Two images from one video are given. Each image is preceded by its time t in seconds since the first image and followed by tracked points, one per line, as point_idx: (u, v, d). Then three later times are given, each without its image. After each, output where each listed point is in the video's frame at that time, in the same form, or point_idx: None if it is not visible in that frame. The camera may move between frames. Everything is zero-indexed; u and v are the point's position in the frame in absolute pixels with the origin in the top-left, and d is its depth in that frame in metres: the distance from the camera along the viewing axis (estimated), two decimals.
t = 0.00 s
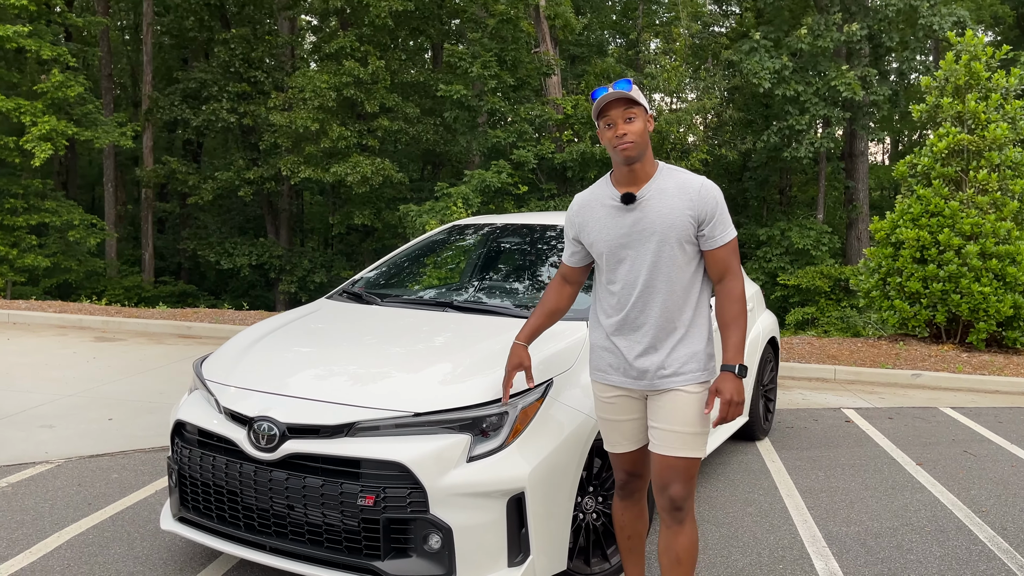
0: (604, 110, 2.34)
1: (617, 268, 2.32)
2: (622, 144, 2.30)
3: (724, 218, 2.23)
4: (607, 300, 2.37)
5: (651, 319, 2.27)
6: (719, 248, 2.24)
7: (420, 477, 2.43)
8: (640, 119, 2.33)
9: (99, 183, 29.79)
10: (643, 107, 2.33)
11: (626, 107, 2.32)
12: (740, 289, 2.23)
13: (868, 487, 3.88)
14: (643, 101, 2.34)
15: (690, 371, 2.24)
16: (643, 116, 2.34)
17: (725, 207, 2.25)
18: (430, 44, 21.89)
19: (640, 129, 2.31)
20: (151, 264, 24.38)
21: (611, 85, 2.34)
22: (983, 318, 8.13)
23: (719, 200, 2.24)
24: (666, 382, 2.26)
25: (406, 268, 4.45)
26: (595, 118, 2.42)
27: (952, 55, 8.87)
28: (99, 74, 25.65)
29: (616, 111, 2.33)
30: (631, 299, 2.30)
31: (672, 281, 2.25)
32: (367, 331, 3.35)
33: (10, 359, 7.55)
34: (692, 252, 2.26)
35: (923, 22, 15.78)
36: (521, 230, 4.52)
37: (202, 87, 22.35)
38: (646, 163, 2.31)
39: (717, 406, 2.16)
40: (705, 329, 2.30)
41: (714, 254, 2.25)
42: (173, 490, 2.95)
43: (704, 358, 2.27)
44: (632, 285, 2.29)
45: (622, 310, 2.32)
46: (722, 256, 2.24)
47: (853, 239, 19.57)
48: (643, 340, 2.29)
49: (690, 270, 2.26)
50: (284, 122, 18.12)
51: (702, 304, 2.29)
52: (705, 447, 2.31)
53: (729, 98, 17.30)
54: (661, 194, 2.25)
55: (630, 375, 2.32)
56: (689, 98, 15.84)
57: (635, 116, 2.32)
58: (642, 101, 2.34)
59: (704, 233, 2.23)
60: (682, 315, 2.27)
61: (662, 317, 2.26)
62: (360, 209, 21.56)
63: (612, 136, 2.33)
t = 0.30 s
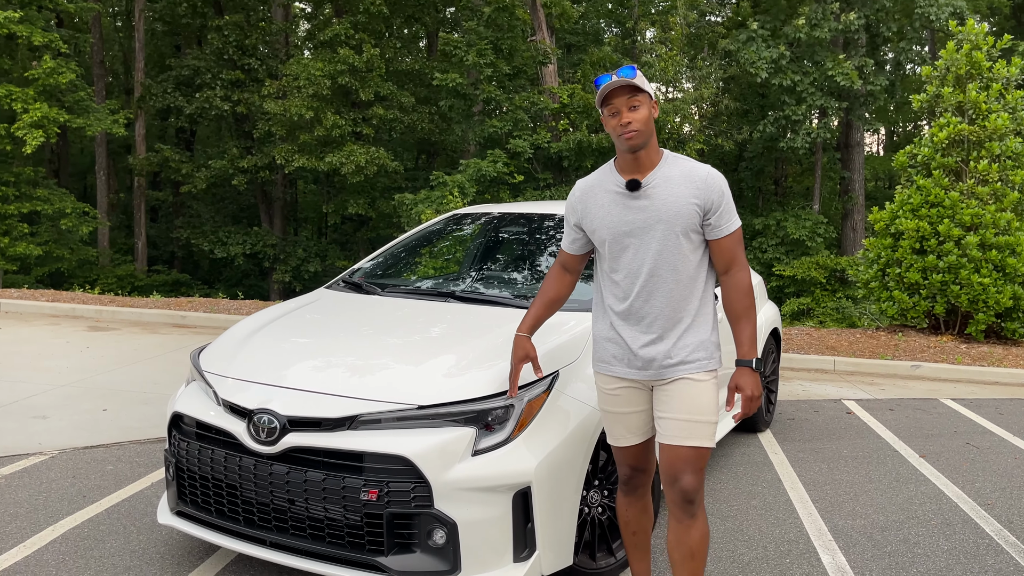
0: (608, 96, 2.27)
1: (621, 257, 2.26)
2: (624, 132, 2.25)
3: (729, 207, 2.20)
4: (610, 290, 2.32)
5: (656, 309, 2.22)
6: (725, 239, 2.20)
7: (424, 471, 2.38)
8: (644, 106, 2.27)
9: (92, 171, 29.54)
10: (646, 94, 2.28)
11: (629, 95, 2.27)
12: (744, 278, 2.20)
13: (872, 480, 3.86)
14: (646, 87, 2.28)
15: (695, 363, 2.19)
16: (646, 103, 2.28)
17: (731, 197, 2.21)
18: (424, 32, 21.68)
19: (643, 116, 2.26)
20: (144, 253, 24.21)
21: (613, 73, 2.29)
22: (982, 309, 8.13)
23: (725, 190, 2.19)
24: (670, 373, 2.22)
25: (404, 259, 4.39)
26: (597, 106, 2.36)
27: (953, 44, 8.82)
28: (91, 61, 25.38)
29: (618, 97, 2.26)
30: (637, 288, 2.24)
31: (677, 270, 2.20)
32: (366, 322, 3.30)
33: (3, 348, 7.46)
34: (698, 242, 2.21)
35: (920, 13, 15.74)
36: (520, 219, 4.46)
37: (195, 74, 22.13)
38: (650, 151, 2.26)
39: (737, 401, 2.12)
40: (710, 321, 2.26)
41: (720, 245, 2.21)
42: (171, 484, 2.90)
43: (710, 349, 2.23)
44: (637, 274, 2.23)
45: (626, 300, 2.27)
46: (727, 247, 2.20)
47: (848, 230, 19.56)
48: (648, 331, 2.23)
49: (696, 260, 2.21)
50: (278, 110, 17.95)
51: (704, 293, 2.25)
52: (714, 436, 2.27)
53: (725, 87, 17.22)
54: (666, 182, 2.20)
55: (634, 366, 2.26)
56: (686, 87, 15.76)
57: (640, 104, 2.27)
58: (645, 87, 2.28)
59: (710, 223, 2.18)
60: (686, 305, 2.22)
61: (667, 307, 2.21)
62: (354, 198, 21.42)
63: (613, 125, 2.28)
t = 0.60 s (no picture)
0: (641, 64, 1.96)
1: (641, 255, 1.93)
2: (659, 104, 1.94)
3: (783, 207, 1.79)
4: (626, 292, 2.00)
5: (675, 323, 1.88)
6: (774, 245, 1.80)
7: (404, 459, 2.39)
8: (686, 76, 1.93)
9: (67, 151, 29.02)
10: (692, 61, 1.94)
11: (667, 62, 1.94)
12: (792, 294, 1.80)
13: (846, 472, 3.93)
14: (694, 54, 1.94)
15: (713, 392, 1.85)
16: (690, 74, 1.94)
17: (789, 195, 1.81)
18: (408, 17, 21.50)
19: (687, 86, 1.93)
20: (121, 235, 23.88)
21: (653, 33, 1.96)
22: (956, 305, 8.28)
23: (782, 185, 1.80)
24: (685, 399, 1.88)
25: (385, 247, 4.36)
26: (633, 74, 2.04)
27: (934, 41, 8.91)
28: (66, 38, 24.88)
29: (655, 65, 1.94)
30: (656, 294, 1.90)
31: (707, 276, 1.84)
32: (346, 310, 3.29)
33: None
34: (738, 245, 1.84)
35: (901, 10, 15.91)
36: (502, 209, 4.44)
37: (174, 55, 21.77)
38: (691, 131, 1.92)
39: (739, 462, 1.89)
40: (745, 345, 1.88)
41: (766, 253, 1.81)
42: (149, 469, 2.88)
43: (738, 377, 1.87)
44: (657, 277, 1.89)
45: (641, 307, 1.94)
46: (775, 255, 1.81)
47: (826, 224, 19.81)
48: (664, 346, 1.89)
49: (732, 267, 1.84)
50: (258, 93, 17.72)
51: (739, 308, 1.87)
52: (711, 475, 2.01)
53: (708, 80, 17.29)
54: (705, 169, 1.85)
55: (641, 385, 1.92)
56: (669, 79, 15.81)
57: (681, 73, 1.93)
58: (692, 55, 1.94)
59: (756, 223, 1.80)
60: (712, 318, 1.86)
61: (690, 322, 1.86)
62: (335, 182, 21.25)
63: (649, 97, 1.96)
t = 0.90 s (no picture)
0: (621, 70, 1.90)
1: (636, 268, 1.90)
2: (633, 117, 1.90)
3: (777, 217, 1.84)
4: (616, 306, 1.96)
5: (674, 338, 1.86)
6: (771, 256, 1.83)
7: (404, 466, 2.39)
8: (672, 83, 1.89)
9: (68, 157, 29.06)
10: (670, 70, 1.89)
11: (638, 76, 1.90)
12: (788, 307, 1.82)
13: (845, 479, 3.94)
14: (679, 58, 1.90)
15: (718, 413, 1.87)
16: (675, 80, 1.90)
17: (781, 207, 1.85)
18: (409, 24, 21.58)
19: (660, 98, 1.88)
20: (121, 241, 23.90)
21: (625, 43, 1.93)
22: (955, 312, 8.29)
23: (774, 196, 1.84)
24: (687, 421, 1.88)
25: (386, 253, 4.38)
26: (607, 81, 2.00)
27: (933, 50, 8.96)
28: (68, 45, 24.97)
29: (639, 70, 1.89)
30: (653, 308, 1.88)
31: (706, 292, 1.85)
32: (347, 315, 3.30)
33: None
34: (734, 256, 1.85)
35: (900, 18, 15.98)
36: (502, 216, 4.46)
37: (176, 61, 21.82)
38: (679, 141, 1.92)
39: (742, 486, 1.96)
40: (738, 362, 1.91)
41: (761, 265, 1.85)
42: (149, 475, 2.88)
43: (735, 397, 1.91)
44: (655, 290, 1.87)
45: (637, 322, 1.91)
46: (770, 266, 1.84)
47: (826, 231, 19.84)
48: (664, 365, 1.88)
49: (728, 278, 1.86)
50: (259, 99, 17.76)
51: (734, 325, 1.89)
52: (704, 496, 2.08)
53: (707, 88, 17.35)
54: (699, 181, 1.86)
55: (641, 410, 1.90)
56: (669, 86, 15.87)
57: (663, 82, 1.88)
58: (676, 59, 1.89)
59: (752, 235, 1.83)
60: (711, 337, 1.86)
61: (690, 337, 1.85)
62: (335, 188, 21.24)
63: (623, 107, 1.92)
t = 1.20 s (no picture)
0: (576, 71, 1.76)
1: (583, 285, 1.76)
2: (592, 127, 1.73)
3: (739, 229, 1.58)
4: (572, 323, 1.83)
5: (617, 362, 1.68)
6: (725, 272, 1.59)
7: (404, 474, 2.39)
8: (632, 85, 1.72)
9: (70, 165, 29.13)
10: (627, 72, 1.71)
11: (600, 76, 1.72)
12: (739, 331, 1.57)
13: (845, 489, 3.92)
14: (640, 60, 1.73)
15: (671, 437, 1.64)
16: (634, 81, 1.72)
17: (747, 216, 1.60)
18: (410, 33, 21.67)
19: (619, 104, 1.71)
20: (122, 249, 23.93)
21: (580, 49, 1.76)
22: (956, 321, 8.29)
23: (736, 205, 1.60)
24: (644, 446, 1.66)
25: (387, 262, 4.39)
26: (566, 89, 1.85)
27: (933, 60, 9.00)
28: (70, 53, 25.07)
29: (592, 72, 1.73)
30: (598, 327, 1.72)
31: (654, 312, 1.67)
32: (347, 324, 3.31)
33: None
34: (688, 274, 1.64)
35: (900, 28, 16.04)
36: (503, 225, 4.46)
37: (178, 70, 21.90)
38: (638, 148, 1.74)
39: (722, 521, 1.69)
40: (709, 383, 1.67)
41: (715, 284, 1.60)
42: (148, 484, 2.88)
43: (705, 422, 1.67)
44: (599, 308, 1.72)
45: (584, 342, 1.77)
46: (724, 285, 1.60)
47: (826, 239, 19.86)
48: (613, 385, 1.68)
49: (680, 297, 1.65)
50: (261, 108, 17.82)
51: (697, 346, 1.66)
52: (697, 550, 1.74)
53: (708, 97, 17.41)
54: (653, 189, 1.68)
55: (591, 431, 1.72)
56: (670, 95, 15.91)
57: (623, 84, 1.71)
58: (636, 61, 1.73)
59: (707, 249, 1.61)
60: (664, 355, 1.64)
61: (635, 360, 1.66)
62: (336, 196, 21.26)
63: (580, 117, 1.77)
